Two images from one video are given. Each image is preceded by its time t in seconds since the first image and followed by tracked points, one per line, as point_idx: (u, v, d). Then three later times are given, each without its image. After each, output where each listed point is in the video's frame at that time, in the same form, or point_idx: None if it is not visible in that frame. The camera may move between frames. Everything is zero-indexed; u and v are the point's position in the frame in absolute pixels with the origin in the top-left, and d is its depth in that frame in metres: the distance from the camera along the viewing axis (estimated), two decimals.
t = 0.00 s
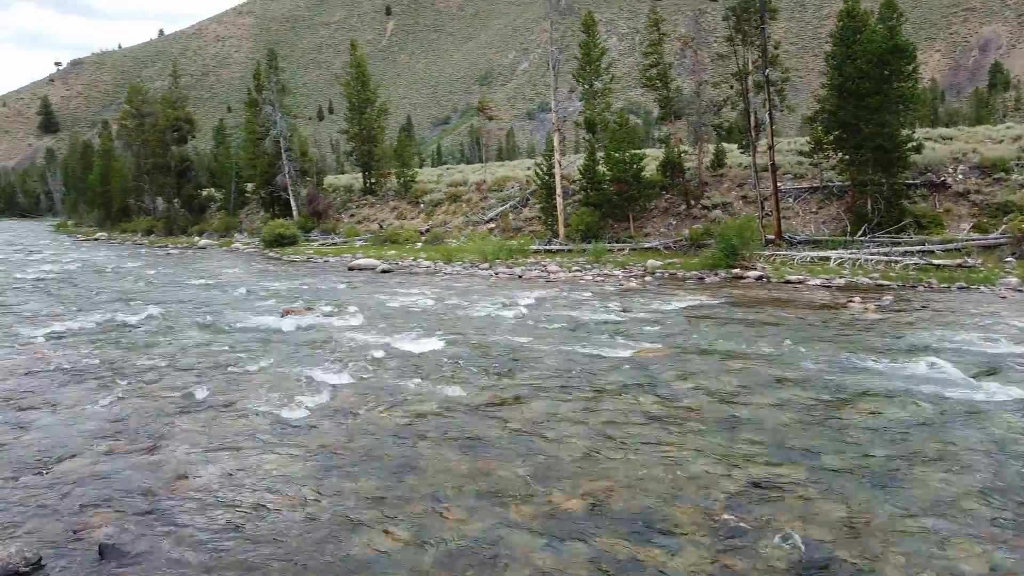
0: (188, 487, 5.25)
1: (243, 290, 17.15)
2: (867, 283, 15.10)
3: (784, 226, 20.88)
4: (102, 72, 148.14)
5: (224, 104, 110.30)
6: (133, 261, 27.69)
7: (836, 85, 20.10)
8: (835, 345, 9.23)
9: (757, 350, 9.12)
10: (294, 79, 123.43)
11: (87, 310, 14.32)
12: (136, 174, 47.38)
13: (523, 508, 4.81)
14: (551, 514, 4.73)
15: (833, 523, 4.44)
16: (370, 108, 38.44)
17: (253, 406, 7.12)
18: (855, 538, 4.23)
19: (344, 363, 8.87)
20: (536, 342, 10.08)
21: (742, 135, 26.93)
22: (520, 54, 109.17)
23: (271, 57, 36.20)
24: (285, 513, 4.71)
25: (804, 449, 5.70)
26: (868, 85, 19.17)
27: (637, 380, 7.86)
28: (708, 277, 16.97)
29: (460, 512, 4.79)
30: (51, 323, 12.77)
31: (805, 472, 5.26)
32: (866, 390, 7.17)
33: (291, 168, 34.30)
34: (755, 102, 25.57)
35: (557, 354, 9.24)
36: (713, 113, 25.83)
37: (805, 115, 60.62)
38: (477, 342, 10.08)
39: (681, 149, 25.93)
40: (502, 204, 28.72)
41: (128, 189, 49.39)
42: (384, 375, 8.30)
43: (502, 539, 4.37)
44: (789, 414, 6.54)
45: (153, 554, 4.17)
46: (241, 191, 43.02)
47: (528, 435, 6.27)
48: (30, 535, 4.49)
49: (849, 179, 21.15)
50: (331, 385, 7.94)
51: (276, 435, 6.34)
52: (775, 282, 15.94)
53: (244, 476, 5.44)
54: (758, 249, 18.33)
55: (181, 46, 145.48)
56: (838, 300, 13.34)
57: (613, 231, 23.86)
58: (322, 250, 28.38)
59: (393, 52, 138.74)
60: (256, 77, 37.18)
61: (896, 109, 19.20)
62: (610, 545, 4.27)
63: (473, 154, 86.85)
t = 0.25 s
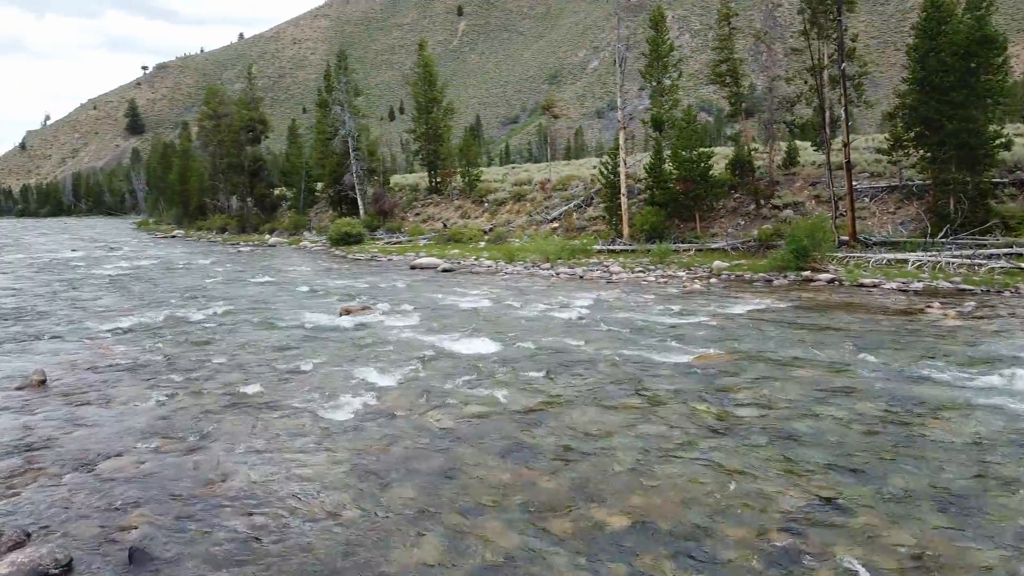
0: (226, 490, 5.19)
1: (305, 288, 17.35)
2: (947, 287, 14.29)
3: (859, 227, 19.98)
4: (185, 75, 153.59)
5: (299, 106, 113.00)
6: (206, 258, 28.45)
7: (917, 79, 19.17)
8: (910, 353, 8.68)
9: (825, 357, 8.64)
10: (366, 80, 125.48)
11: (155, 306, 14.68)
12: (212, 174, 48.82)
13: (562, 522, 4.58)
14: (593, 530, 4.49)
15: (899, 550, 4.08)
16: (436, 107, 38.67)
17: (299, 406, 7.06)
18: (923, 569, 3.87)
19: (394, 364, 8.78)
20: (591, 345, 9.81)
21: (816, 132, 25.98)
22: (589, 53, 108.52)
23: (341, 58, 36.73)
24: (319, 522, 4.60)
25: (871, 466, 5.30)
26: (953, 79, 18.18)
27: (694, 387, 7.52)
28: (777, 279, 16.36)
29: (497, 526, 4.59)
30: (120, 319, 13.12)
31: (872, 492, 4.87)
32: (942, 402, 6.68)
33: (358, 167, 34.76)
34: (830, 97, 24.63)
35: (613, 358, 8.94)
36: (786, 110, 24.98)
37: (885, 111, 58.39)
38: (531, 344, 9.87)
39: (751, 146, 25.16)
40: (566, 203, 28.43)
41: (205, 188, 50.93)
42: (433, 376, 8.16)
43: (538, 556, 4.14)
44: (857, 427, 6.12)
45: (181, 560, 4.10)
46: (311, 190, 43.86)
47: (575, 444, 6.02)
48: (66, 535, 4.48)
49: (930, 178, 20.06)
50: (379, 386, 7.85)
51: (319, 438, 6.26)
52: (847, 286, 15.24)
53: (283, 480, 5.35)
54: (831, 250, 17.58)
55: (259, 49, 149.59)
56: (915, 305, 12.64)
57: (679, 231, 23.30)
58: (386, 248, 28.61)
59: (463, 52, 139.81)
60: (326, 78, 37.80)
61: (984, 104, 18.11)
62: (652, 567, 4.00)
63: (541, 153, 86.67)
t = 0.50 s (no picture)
0: (224, 497, 5.05)
1: (329, 287, 17.30)
2: (986, 290, 13.77)
3: (894, 227, 19.44)
4: (221, 76, 155.71)
5: (331, 106, 113.82)
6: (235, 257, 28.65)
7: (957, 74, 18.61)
8: (945, 359, 8.31)
9: (854, 362, 8.30)
10: (398, 80, 126.02)
11: (177, 305, 14.70)
12: (245, 174, 49.29)
13: (566, 538, 4.36)
14: (598, 546, 4.26)
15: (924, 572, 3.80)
16: (465, 107, 38.59)
17: (307, 410, 6.93)
18: None
19: (408, 366, 8.61)
20: (611, 348, 9.56)
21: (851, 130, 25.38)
22: (622, 51, 107.90)
23: (370, 57, 36.79)
24: (314, 535, 4.45)
25: (899, 479, 5.00)
26: (995, 74, 17.59)
27: (715, 393, 7.25)
28: (808, 280, 15.95)
29: (500, 539, 4.38)
30: (142, 318, 13.16)
31: (899, 508, 4.58)
32: (978, 411, 6.33)
33: (386, 166, 34.77)
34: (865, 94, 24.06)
35: (632, 362, 8.70)
36: (820, 107, 24.43)
37: (924, 109, 57.13)
38: (550, 347, 9.65)
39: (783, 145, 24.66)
40: (594, 203, 28.13)
41: (237, 188, 51.44)
42: (446, 380, 7.98)
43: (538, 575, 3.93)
44: (886, 436, 5.81)
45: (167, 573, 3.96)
46: (341, 189, 44.05)
47: (587, 452, 5.79)
48: (57, 542, 4.38)
49: (969, 176, 19.45)
50: (391, 389, 7.68)
51: (324, 443, 6.12)
52: (881, 287, 14.78)
53: (284, 487, 5.21)
54: (865, 251, 17.09)
55: (293, 50, 151.07)
56: (951, 307, 12.18)
57: (708, 231, 22.89)
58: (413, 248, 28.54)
59: (495, 51, 139.78)
60: (355, 77, 37.90)
61: None
62: None
63: (571, 152, 86.26)
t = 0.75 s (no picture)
0: (200, 506, 4.89)
1: (328, 287, 17.16)
2: (994, 290, 13.52)
3: (901, 226, 19.18)
4: (229, 76, 156.10)
5: (339, 106, 113.82)
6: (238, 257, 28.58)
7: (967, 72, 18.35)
8: (950, 362, 8.09)
9: (856, 366, 8.09)
10: (405, 79, 126.01)
11: (175, 305, 14.58)
12: (250, 173, 49.26)
13: (551, 553, 4.18)
14: (584, 562, 4.09)
15: None
16: (470, 106, 38.44)
17: (294, 415, 6.77)
18: None
19: (400, 370, 8.44)
20: (609, 350, 9.37)
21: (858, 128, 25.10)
22: (629, 50, 107.51)
23: (375, 56, 36.66)
24: (290, 550, 4.28)
25: (900, 490, 4.81)
26: (1004, 70, 17.32)
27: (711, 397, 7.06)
28: (813, 281, 15.72)
29: (481, 554, 4.21)
30: (138, 319, 13.05)
31: (900, 521, 4.38)
32: (984, 418, 6.11)
33: (390, 166, 34.64)
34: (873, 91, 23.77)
35: (630, 365, 8.51)
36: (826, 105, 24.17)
37: (933, 107, 56.65)
38: (547, 349, 9.47)
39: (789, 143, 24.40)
40: (598, 202, 27.92)
41: (243, 188, 51.41)
42: (437, 384, 7.80)
43: None
44: (887, 445, 5.61)
45: None
46: (346, 189, 43.95)
47: (577, 460, 5.61)
48: (25, 555, 4.23)
49: (978, 174, 19.17)
50: (382, 392, 7.53)
51: (309, 449, 5.95)
52: (887, 288, 14.53)
53: (262, 497, 5.04)
54: (871, 251, 16.84)
55: (301, 50, 151.32)
56: (957, 309, 11.94)
57: (712, 231, 22.65)
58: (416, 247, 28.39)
59: (502, 51, 139.62)
60: (360, 76, 37.79)
61: None
62: None
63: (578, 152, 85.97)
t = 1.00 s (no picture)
0: (165, 522, 4.69)
1: (320, 288, 16.96)
2: (994, 291, 13.31)
3: (900, 226, 18.97)
4: (229, 76, 156.03)
5: (338, 106, 113.64)
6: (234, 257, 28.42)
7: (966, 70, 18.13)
8: (948, 367, 7.89)
9: (852, 370, 7.89)
10: (405, 79, 125.85)
11: (163, 307, 14.38)
12: (247, 173, 49.09)
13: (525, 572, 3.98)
14: None
15: None
16: (467, 105, 38.26)
17: (271, 423, 6.56)
18: None
19: (384, 375, 8.24)
20: (600, 354, 9.17)
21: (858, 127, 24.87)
22: (629, 50, 107.30)
23: (372, 55, 36.47)
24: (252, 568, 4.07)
25: (894, 503, 4.60)
26: (1004, 68, 17.09)
27: (702, 403, 6.85)
28: (810, 282, 15.52)
29: (453, 573, 4.00)
30: (125, 321, 12.88)
31: (894, 538, 4.17)
32: (982, 425, 5.91)
33: (387, 165, 34.45)
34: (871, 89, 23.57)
35: (620, 369, 8.30)
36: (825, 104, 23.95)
37: (934, 106, 56.42)
38: (537, 353, 9.26)
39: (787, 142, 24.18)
40: (595, 202, 27.72)
41: (241, 187, 51.23)
42: (422, 389, 7.60)
43: None
44: (882, 453, 5.39)
45: None
46: (344, 188, 43.78)
47: (560, 471, 5.41)
48: None
49: (978, 173, 18.95)
50: (364, 399, 7.34)
51: (283, 459, 5.74)
52: (886, 289, 14.34)
53: (232, 509, 4.85)
54: (870, 251, 16.65)
55: (301, 50, 151.17)
56: (956, 310, 11.74)
57: (710, 231, 22.44)
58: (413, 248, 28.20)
59: (502, 50, 139.44)
60: (357, 76, 37.60)
61: None
62: None
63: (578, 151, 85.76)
